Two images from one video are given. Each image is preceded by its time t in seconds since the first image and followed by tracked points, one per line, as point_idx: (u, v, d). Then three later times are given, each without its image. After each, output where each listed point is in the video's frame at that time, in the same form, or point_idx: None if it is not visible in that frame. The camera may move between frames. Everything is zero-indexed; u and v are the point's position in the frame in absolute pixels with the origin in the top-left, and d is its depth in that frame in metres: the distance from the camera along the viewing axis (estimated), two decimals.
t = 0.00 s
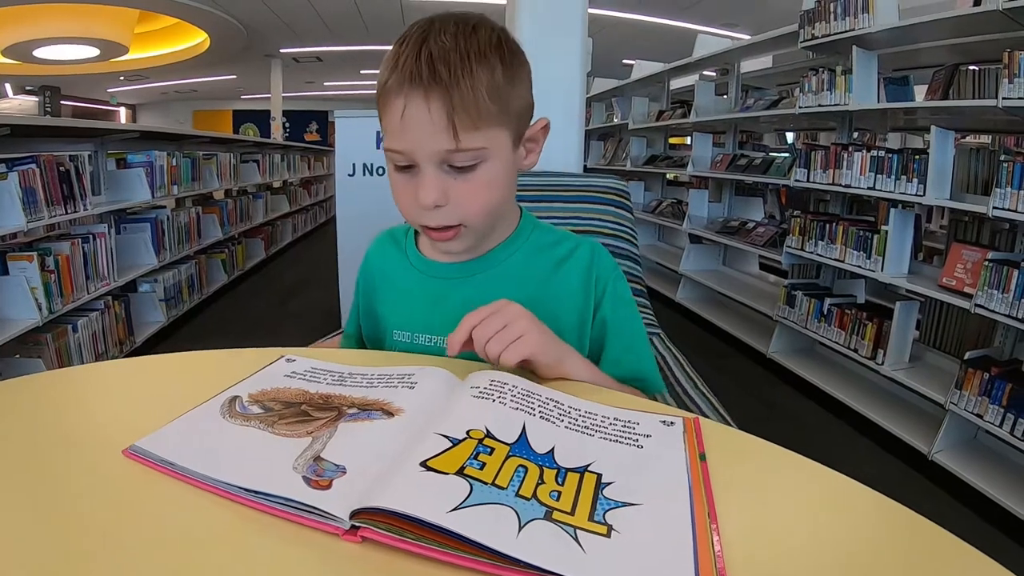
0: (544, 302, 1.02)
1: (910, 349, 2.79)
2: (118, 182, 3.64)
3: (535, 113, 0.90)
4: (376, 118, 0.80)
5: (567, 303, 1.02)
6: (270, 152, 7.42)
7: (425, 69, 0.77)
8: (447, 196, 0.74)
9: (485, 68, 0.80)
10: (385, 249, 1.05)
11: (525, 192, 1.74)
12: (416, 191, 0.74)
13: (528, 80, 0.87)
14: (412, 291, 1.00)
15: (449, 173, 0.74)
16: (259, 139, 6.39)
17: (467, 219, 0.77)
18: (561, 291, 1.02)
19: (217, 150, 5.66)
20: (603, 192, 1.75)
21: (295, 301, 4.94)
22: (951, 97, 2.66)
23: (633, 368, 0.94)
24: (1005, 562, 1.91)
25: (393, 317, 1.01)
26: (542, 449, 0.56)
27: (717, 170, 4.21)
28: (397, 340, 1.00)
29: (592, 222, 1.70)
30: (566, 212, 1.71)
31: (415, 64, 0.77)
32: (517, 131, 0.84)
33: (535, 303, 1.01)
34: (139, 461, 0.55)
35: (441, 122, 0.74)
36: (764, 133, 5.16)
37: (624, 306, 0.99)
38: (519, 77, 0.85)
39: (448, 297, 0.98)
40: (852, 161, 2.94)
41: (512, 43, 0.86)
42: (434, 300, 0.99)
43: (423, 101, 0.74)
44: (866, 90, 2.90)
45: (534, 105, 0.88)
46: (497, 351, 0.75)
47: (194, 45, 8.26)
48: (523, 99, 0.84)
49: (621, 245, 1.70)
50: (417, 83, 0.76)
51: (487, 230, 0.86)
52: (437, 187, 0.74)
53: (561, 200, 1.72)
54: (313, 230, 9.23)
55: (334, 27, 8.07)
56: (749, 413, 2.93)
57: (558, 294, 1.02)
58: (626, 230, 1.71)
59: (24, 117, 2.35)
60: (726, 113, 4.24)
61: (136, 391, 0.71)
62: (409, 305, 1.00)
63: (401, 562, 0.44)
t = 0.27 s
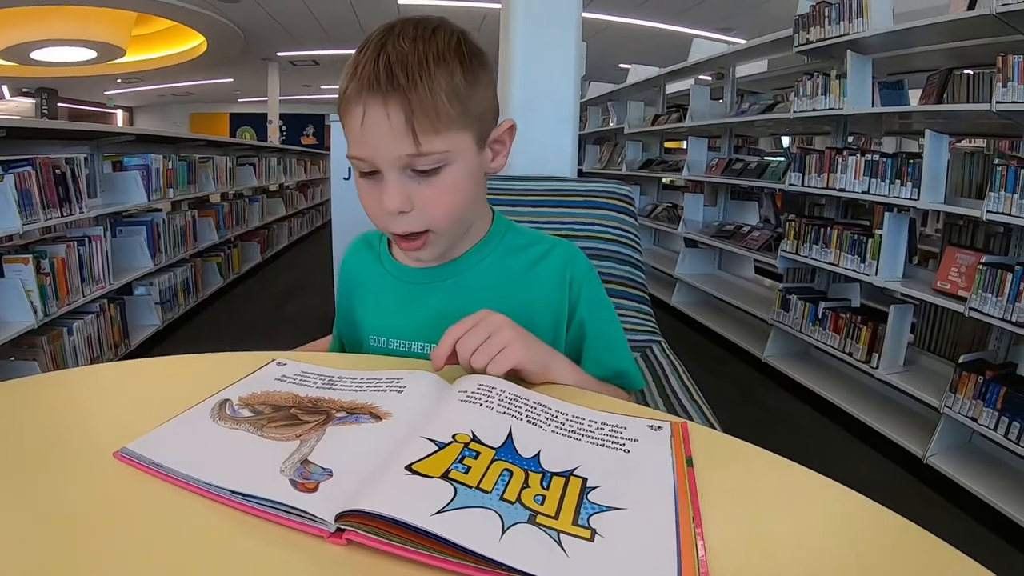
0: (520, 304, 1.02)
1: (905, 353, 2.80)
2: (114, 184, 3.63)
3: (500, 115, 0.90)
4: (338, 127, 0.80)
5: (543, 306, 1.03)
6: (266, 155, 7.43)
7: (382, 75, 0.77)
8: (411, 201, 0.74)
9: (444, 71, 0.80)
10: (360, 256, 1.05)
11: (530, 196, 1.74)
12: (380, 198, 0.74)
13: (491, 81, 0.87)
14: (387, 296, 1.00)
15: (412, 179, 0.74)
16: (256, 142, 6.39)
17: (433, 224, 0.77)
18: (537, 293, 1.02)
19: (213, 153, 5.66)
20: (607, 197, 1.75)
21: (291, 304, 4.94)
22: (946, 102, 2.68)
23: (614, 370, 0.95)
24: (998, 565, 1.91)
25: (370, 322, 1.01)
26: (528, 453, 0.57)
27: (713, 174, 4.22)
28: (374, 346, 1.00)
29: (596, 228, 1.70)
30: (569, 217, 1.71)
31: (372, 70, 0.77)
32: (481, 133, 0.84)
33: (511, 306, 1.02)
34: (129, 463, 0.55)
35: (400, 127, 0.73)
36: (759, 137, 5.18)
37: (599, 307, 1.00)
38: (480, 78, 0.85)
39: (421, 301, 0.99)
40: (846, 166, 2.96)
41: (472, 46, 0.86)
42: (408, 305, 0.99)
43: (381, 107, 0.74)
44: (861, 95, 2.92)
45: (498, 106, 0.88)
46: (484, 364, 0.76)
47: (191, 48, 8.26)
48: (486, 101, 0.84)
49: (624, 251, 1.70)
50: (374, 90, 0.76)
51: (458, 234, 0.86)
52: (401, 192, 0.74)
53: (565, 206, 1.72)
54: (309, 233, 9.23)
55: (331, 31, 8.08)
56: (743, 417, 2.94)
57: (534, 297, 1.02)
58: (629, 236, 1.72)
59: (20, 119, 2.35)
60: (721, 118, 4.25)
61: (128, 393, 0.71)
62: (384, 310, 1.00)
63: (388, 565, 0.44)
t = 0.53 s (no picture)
0: (515, 310, 1.02)
1: (901, 353, 2.81)
2: (110, 189, 3.63)
3: (485, 118, 0.90)
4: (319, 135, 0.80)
5: (538, 310, 1.03)
6: (262, 159, 7.43)
7: (360, 82, 0.77)
8: (395, 210, 0.74)
9: (424, 76, 0.80)
10: (354, 265, 1.05)
11: (526, 199, 1.74)
12: (363, 208, 0.74)
13: (473, 84, 0.87)
14: (381, 306, 1.00)
15: (395, 187, 0.74)
16: (251, 147, 6.39)
17: (418, 233, 0.77)
18: (531, 298, 1.03)
19: (209, 158, 5.65)
20: (602, 200, 1.75)
21: (288, 308, 4.94)
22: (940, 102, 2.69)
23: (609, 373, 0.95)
24: (997, 564, 1.92)
25: (366, 331, 1.02)
26: (524, 456, 0.57)
27: (708, 176, 4.23)
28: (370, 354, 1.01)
29: (591, 231, 1.70)
30: (565, 220, 1.72)
31: (350, 78, 0.78)
32: (465, 138, 0.84)
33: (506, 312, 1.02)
34: (125, 469, 0.56)
35: (380, 135, 0.74)
36: (754, 139, 5.20)
37: (594, 311, 1.00)
38: (461, 81, 0.85)
39: (415, 310, 0.99)
40: (841, 166, 2.97)
41: (452, 48, 0.86)
42: (402, 314, 0.99)
43: (359, 115, 0.75)
44: (855, 95, 2.93)
45: (482, 109, 0.88)
46: (477, 366, 0.76)
47: (186, 53, 8.26)
48: (468, 105, 0.84)
49: (620, 253, 1.71)
50: (352, 98, 0.76)
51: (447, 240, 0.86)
52: (384, 201, 0.74)
53: (561, 209, 1.73)
54: (306, 238, 9.23)
55: (326, 35, 8.09)
56: (741, 419, 2.95)
57: (528, 301, 1.03)
58: (625, 239, 1.72)
59: (14, 125, 2.35)
60: (716, 119, 4.27)
61: (123, 399, 0.72)
62: (379, 319, 1.00)
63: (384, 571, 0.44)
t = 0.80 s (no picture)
0: (518, 316, 1.02)
1: (904, 352, 2.80)
2: (111, 194, 3.64)
3: (484, 129, 0.89)
4: (314, 153, 0.80)
5: (541, 315, 1.03)
6: (264, 163, 7.45)
7: (354, 101, 0.76)
8: (395, 230, 0.75)
9: (420, 93, 0.80)
10: (355, 273, 1.06)
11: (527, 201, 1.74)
12: (362, 228, 0.75)
13: (471, 95, 0.86)
14: (384, 314, 1.01)
15: (393, 208, 0.74)
16: (253, 151, 6.40)
17: (418, 252, 0.77)
18: (534, 303, 1.03)
19: (211, 162, 5.67)
20: (604, 202, 1.76)
21: (290, 312, 4.94)
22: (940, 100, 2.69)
23: (614, 375, 0.95)
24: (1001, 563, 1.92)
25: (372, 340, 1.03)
26: (526, 458, 0.57)
27: (710, 176, 4.23)
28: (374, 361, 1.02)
29: (593, 232, 1.71)
30: (567, 222, 1.72)
31: (344, 97, 0.77)
32: (464, 152, 0.83)
33: (509, 318, 1.02)
34: (128, 472, 0.56)
35: (376, 157, 0.73)
36: (756, 139, 5.20)
37: (598, 314, 1.00)
38: (458, 94, 0.84)
39: (418, 319, 0.99)
40: (842, 165, 2.96)
41: (448, 58, 0.85)
42: (405, 322, 1.00)
43: (355, 137, 0.74)
44: (856, 94, 2.93)
45: (481, 120, 0.87)
46: (478, 370, 0.77)
47: (187, 57, 8.28)
48: (466, 118, 0.84)
49: (622, 255, 1.71)
50: (347, 117, 0.75)
51: (448, 255, 0.87)
52: (383, 222, 0.74)
53: (562, 211, 1.73)
54: (308, 241, 9.24)
55: (327, 38, 8.11)
56: (744, 419, 2.95)
57: (531, 306, 1.03)
58: (627, 240, 1.73)
59: (16, 130, 2.35)
60: (717, 120, 4.27)
61: (126, 403, 0.72)
62: (383, 328, 1.01)
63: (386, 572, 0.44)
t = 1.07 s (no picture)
0: (525, 318, 1.02)
1: (913, 350, 2.79)
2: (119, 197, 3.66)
3: (489, 132, 0.88)
4: (317, 162, 0.80)
5: (548, 317, 1.03)
6: (270, 165, 7.47)
7: (355, 112, 0.76)
8: (401, 240, 0.75)
9: (422, 100, 0.79)
10: (363, 277, 1.06)
11: (532, 202, 1.73)
12: (367, 239, 0.75)
13: (474, 99, 0.85)
14: (392, 318, 1.01)
15: (398, 218, 0.74)
16: (259, 153, 6.43)
17: (424, 260, 0.78)
18: (542, 305, 1.03)
19: (218, 165, 5.69)
20: (610, 201, 1.75)
21: (297, 313, 4.95)
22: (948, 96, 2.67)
23: (623, 375, 0.95)
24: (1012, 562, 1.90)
25: (381, 344, 1.04)
26: (534, 459, 0.57)
27: (716, 175, 4.22)
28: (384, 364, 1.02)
29: (599, 232, 1.70)
30: (572, 222, 1.72)
31: (345, 107, 0.77)
32: (469, 158, 0.83)
33: (516, 321, 1.02)
34: (137, 474, 0.56)
35: (378, 167, 0.73)
36: (763, 137, 5.17)
37: (606, 315, 1.00)
38: (460, 99, 0.83)
39: (426, 323, 0.99)
40: (850, 163, 2.95)
41: (450, 63, 0.84)
42: (413, 326, 1.00)
43: (356, 148, 0.74)
44: (863, 91, 2.91)
45: (485, 124, 0.87)
46: (485, 374, 0.77)
47: (194, 60, 8.32)
48: (470, 123, 0.83)
49: (628, 254, 1.71)
50: (348, 128, 0.75)
51: (453, 260, 0.87)
52: (388, 232, 0.74)
53: (567, 211, 1.73)
54: (315, 243, 9.28)
55: (332, 40, 8.13)
56: (752, 418, 2.94)
57: (539, 308, 1.03)
58: (633, 240, 1.72)
59: (24, 134, 2.37)
60: (723, 118, 4.25)
61: (135, 405, 0.72)
62: (392, 331, 1.01)
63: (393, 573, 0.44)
